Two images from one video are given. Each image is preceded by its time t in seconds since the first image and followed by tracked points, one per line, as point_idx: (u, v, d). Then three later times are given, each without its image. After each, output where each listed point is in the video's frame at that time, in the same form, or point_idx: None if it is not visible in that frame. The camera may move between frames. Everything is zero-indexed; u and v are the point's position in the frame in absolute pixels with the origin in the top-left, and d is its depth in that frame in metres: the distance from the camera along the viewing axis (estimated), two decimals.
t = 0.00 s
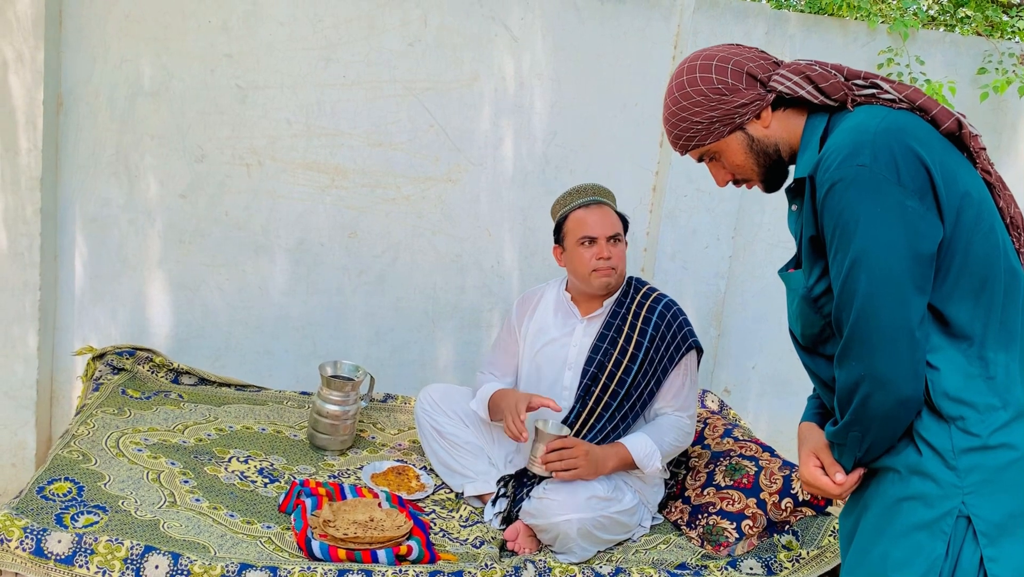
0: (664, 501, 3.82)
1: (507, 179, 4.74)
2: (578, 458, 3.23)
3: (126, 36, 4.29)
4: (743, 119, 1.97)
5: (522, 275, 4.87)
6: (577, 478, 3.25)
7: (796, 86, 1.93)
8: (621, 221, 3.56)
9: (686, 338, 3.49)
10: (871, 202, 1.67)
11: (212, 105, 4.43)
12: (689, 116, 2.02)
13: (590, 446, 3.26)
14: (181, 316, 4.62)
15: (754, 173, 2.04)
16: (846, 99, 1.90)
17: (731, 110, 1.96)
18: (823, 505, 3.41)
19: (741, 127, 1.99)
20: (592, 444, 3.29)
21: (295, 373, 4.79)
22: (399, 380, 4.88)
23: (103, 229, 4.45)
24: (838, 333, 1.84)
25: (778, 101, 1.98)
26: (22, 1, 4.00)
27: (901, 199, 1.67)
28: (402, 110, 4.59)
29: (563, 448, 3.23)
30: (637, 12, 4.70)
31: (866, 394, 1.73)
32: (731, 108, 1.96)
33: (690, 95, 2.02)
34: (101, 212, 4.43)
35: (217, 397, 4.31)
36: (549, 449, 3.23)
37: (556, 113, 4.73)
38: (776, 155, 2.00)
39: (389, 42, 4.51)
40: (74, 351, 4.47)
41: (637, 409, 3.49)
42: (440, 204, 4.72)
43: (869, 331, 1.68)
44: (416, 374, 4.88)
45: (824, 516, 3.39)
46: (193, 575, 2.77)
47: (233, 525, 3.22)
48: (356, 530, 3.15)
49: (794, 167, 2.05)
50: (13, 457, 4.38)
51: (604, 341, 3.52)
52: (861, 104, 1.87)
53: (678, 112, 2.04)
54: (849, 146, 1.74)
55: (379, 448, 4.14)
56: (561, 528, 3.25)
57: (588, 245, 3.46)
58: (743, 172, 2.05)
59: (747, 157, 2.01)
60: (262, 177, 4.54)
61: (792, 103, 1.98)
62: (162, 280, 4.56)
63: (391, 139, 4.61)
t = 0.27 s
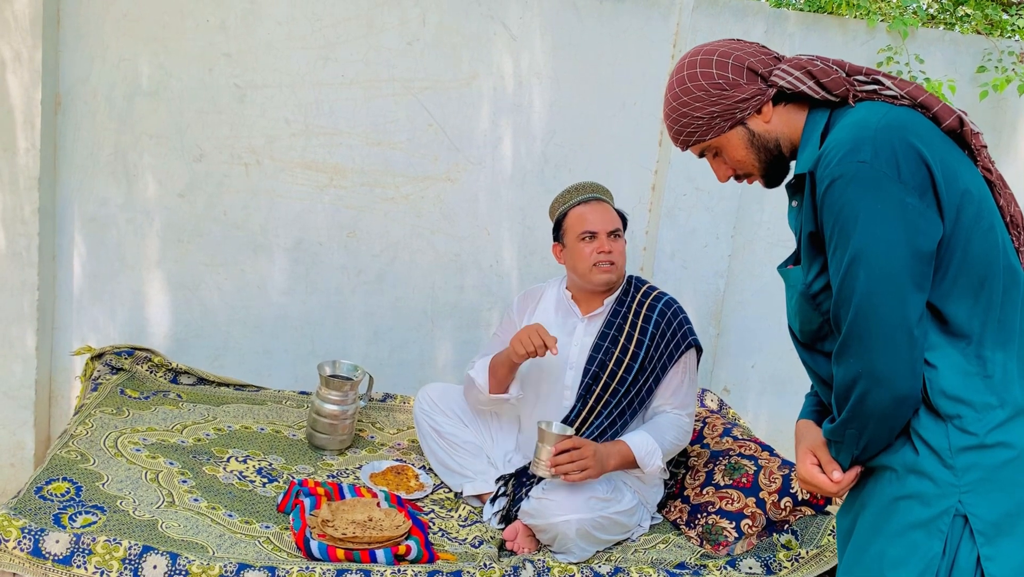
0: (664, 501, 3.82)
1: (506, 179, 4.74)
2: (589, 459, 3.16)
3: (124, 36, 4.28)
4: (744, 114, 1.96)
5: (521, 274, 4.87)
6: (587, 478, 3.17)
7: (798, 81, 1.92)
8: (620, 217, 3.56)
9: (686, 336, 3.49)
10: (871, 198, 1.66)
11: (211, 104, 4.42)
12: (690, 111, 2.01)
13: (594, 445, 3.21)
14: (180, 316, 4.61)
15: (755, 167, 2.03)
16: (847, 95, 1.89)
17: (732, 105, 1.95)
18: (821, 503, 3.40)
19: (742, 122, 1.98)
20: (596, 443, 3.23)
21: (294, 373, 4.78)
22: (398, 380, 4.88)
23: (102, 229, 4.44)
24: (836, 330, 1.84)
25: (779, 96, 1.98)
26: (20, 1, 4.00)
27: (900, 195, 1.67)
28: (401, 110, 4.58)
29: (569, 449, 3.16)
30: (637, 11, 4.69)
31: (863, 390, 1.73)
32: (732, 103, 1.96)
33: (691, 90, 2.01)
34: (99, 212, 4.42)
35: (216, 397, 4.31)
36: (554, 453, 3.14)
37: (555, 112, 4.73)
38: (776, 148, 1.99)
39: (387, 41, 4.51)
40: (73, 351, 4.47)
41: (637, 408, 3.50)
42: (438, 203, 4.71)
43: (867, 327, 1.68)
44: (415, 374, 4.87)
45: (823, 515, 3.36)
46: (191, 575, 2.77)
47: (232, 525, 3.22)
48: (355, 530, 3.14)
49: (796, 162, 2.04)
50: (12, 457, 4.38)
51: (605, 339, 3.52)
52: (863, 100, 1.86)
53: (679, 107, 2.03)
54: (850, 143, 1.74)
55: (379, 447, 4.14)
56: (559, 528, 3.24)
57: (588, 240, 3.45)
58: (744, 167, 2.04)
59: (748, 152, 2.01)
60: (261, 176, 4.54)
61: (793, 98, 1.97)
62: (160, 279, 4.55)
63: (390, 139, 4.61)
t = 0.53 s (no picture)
0: (664, 500, 3.81)
1: (506, 177, 4.72)
2: (589, 470, 3.16)
3: (123, 35, 4.27)
4: (746, 114, 1.95)
5: (521, 273, 4.86)
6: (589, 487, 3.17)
7: (800, 80, 1.91)
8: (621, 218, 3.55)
9: (687, 336, 3.48)
10: (874, 197, 1.65)
11: (210, 103, 4.41)
12: (692, 112, 2.00)
13: (593, 453, 3.21)
14: (179, 315, 4.60)
15: (758, 167, 2.02)
16: (852, 92, 1.87)
17: (733, 105, 1.94)
18: (823, 503, 3.38)
19: (744, 122, 1.97)
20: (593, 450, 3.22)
21: (294, 372, 4.77)
22: (398, 379, 4.87)
23: (101, 228, 4.43)
24: (839, 330, 1.83)
25: (781, 94, 1.96)
26: None
27: (904, 194, 1.65)
28: (400, 108, 4.57)
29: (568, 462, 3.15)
30: (637, 9, 4.68)
31: (866, 390, 1.72)
32: (734, 103, 1.94)
33: (691, 91, 2.00)
34: (99, 211, 4.41)
35: (216, 396, 4.30)
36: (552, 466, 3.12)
37: (555, 110, 4.71)
38: (779, 147, 1.97)
39: (387, 39, 4.49)
40: (72, 351, 4.45)
41: (637, 408, 3.50)
42: (438, 202, 4.70)
43: (870, 327, 1.67)
44: (415, 373, 4.86)
45: (824, 515, 3.36)
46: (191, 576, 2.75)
47: (231, 525, 3.21)
48: (355, 530, 3.13)
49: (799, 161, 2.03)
50: (11, 456, 4.37)
51: (606, 340, 3.50)
52: (866, 98, 1.85)
53: (681, 108, 2.02)
54: (853, 141, 1.72)
55: (379, 447, 4.13)
56: (560, 528, 3.24)
57: (590, 240, 3.43)
58: (747, 166, 2.03)
59: (751, 151, 1.99)
60: (260, 175, 4.53)
61: (795, 96, 1.96)
62: (160, 279, 4.54)
63: (390, 137, 4.59)
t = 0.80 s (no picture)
0: (667, 499, 3.76)
1: (506, 173, 4.69)
2: (590, 475, 3.14)
3: (120, 30, 4.23)
4: (750, 114, 1.91)
5: (522, 270, 4.82)
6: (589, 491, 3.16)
7: (803, 77, 1.87)
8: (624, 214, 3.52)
9: (689, 335, 3.42)
10: (881, 194, 1.62)
11: (208, 99, 4.37)
12: (694, 115, 1.97)
13: (595, 456, 3.18)
14: (178, 313, 4.57)
15: (764, 167, 1.98)
16: (857, 87, 1.83)
17: (736, 105, 1.91)
18: (826, 502, 3.40)
19: (748, 122, 1.93)
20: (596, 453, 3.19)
21: (293, 370, 4.74)
22: (398, 377, 4.84)
23: (98, 225, 4.40)
24: (846, 330, 1.79)
25: (784, 93, 1.93)
26: None
27: (912, 192, 1.62)
28: (400, 104, 4.53)
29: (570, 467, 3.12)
30: (638, 3, 4.64)
31: (874, 392, 1.69)
32: (737, 103, 1.91)
33: (693, 93, 1.97)
34: (96, 208, 4.38)
35: (214, 394, 4.27)
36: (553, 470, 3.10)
37: (556, 105, 4.67)
38: (784, 146, 1.94)
39: (386, 34, 4.45)
40: (69, 349, 4.42)
41: (638, 408, 3.46)
42: (438, 198, 4.66)
43: (878, 327, 1.63)
44: (415, 370, 4.83)
45: (826, 514, 3.39)
46: None
47: (230, 525, 3.18)
48: (354, 529, 3.10)
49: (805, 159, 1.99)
50: (9, 455, 4.34)
51: (608, 340, 3.47)
52: (871, 93, 1.81)
53: (683, 110, 1.99)
54: (860, 138, 1.69)
55: (378, 445, 4.10)
56: (561, 527, 3.21)
57: (592, 237, 3.40)
58: (753, 167, 1.99)
59: (756, 151, 1.96)
60: (258, 171, 4.49)
61: (799, 94, 1.92)
62: (158, 276, 4.51)
63: (389, 133, 4.56)
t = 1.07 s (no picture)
0: (670, 493, 3.73)
1: (507, 164, 4.63)
2: (593, 474, 3.10)
3: (115, 20, 4.17)
4: (759, 103, 1.86)
5: (523, 262, 4.77)
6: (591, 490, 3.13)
7: (813, 65, 1.82)
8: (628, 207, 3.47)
9: (694, 330, 3.34)
10: (894, 184, 1.57)
11: (205, 90, 4.32)
12: (702, 105, 1.92)
13: (598, 455, 3.14)
14: (175, 306, 4.53)
15: (773, 158, 1.93)
16: (868, 75, 1.79)
17: (745, 94, 1.86)
18: (831, 496, 3.34)
19: (757, 112, 1.88)
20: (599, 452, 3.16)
21: (292, 363, 4.70)
22: (398, 370, 4.79)
23: (94, 218, 4.35)
24: (856, 324, 1.75)
25: (794, 81, 1.87)
26: None
27: (925, 181, 1.57)
28: (399, 94, 4.48)
29: (574, 465, 3.09)
30: None
31: (885, 386, 1.64)
32: (746, 92, 1.86)
33: (701, 82, 1.92)
34: (92, 200, 4.33)
35: (213, 388, 4.23)
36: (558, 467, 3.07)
37: (557, 95, 4.62)
38: (794, 137, 1.89)
39: (385, 23, 4.39)
40: (66, 343, 4.38)
41: (643, 405, 3.40)
42: (438, 189, 4.61)
43: (889, 320, 1.59)
44: (416, 363, 4.79)
45: (832, 508, 3.33)
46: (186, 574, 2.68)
47: (228, 521, 3.14)
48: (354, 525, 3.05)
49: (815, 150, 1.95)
50: (6, 450, 4.31)
51: (612, 337, 3.44)
52: (883, 81, 1.76)
53: (690, 100, 1.95)
54: (871, 126, 1.64)
55: (379, 439, 4.06)
56: (562, 524, 3.16)
57: (595, 229, 3.35)
58: (762, 158, 1.94)
59: (765, 142, 1.91)
60: (256, 163, 4.44)
61: (809, 83, 1.87)
62: (155, 269, 4.46)
63: (388, 124, 4.50)
